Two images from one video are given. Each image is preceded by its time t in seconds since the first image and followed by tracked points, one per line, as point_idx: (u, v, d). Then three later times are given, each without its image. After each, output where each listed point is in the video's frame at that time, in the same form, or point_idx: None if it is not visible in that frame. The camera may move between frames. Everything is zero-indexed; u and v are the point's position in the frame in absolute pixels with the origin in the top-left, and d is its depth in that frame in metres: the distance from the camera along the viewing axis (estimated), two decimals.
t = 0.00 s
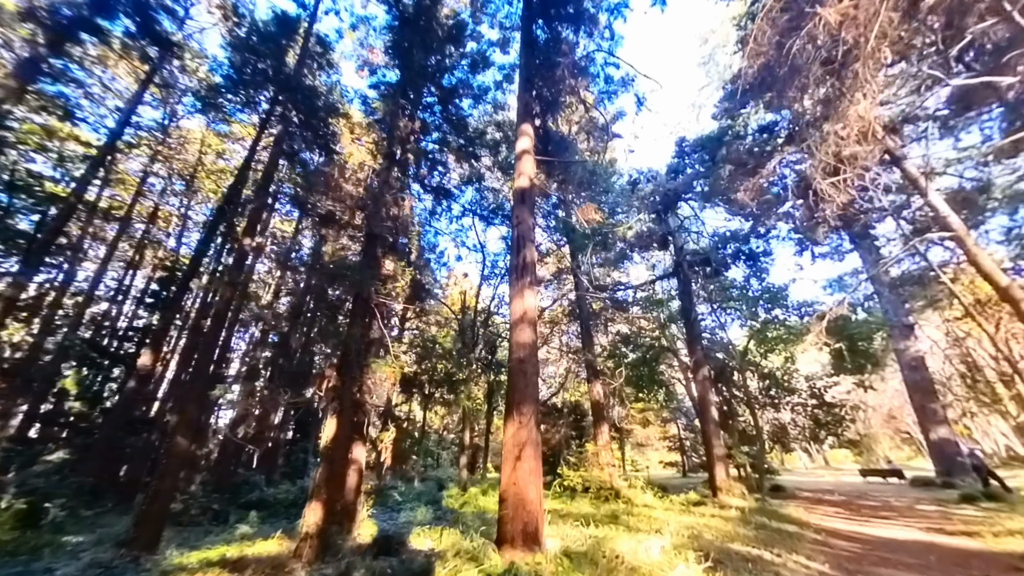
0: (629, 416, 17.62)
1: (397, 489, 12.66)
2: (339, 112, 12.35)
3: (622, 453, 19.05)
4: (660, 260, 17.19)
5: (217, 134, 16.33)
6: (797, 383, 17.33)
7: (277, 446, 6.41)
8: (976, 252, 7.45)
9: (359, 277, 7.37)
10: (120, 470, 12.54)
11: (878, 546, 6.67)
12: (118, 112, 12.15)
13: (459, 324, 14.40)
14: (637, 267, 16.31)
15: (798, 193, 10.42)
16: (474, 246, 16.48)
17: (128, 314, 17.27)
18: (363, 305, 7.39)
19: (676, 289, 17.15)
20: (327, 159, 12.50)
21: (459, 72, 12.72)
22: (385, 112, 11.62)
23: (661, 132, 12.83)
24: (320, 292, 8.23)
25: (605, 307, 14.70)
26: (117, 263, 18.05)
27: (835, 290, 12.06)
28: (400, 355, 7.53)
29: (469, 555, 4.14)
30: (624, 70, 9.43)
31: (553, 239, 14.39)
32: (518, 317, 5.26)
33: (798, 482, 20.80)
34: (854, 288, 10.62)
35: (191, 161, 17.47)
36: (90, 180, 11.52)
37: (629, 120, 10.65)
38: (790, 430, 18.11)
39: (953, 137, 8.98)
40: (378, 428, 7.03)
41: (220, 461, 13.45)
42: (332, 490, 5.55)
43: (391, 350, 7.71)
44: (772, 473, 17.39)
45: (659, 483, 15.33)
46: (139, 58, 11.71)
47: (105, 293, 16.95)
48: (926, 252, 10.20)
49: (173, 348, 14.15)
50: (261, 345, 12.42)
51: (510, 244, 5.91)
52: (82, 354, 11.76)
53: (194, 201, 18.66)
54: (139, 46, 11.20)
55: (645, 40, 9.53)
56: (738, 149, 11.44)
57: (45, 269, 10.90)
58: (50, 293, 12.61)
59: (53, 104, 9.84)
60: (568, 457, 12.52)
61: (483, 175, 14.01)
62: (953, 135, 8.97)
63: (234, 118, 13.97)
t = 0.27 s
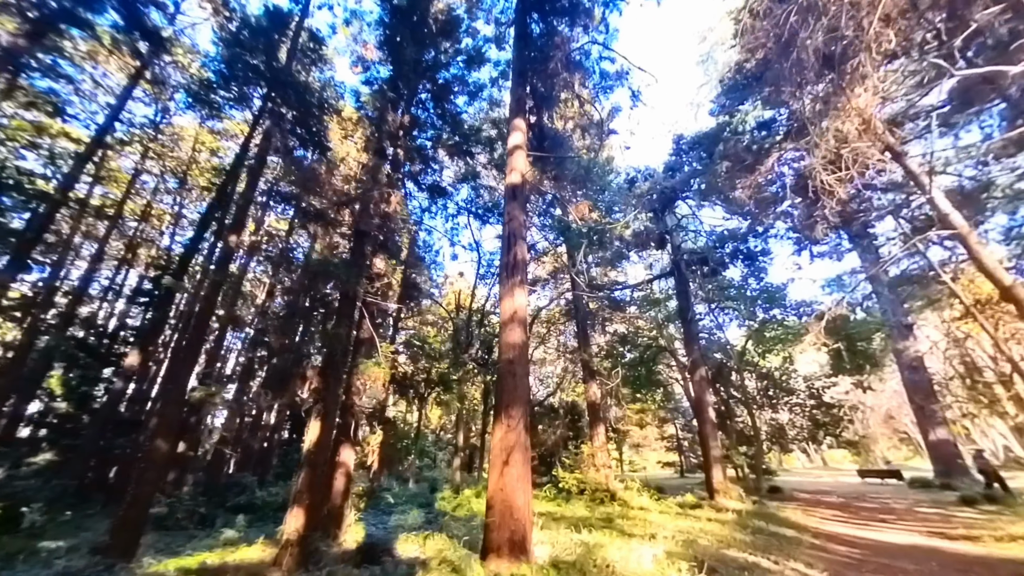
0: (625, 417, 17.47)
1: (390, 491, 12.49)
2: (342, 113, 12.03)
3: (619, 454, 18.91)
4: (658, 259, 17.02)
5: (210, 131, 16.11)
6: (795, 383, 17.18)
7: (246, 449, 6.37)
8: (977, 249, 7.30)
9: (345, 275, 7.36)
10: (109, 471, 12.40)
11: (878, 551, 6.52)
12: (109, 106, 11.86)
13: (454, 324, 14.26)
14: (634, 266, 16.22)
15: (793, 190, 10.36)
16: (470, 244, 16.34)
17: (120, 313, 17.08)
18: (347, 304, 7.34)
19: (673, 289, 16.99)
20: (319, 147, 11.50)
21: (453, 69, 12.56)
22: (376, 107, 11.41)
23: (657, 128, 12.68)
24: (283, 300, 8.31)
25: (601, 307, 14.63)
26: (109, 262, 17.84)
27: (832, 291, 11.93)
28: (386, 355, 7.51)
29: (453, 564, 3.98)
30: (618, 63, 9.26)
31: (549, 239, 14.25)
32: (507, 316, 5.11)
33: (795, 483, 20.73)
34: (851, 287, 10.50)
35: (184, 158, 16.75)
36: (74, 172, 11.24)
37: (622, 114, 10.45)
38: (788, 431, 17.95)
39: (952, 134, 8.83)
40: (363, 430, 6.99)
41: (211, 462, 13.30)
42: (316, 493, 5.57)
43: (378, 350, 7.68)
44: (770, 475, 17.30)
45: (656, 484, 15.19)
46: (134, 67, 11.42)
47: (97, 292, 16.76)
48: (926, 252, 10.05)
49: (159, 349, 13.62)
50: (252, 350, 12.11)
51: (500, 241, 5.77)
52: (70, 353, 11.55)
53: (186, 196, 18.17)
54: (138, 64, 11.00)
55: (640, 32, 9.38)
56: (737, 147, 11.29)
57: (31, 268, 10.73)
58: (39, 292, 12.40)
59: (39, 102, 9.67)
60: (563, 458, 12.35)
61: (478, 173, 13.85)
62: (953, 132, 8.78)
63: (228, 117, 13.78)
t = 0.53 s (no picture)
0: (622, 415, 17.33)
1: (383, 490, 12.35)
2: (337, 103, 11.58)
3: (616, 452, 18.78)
4: (656, 257, 16.89)
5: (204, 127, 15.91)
6: (793, 381, 17.03)
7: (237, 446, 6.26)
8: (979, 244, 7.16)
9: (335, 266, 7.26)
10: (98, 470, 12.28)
11: (878, 551, 6.41)
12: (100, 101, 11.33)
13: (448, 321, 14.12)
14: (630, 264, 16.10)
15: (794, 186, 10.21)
16: (466, 241, 16.19)
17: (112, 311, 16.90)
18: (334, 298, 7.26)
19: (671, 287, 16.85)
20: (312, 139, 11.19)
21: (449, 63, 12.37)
22: (368, 100, 11.21)
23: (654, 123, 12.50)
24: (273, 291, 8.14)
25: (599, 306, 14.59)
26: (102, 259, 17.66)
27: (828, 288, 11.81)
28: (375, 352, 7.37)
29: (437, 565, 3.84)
30: (614, 52, 9.05)
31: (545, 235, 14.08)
32: (497, 310, 4.96)
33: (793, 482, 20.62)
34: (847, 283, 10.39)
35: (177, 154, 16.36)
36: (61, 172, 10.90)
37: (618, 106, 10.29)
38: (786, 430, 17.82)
39: (955, 129, 8.61)
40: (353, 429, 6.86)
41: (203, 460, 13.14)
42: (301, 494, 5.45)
43: (367, 346, 7.53)
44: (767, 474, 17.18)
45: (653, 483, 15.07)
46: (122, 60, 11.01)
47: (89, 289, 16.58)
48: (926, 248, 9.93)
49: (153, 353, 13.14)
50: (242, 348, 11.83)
51: (491, 234, 5.61)
52: (57, 351, 11.18)
53: (179, 195, 17.66)
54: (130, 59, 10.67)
55: (636, 22, 9.19)
56: (735, 142, 11.13)
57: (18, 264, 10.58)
58: (27, 288, 12.20)
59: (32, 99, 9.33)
60: (559, 457, 12.20)
61: (474, 169, 13.71)
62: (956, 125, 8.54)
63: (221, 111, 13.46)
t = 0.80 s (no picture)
0: (619, 414, 17.17)
1: (376, 490, 12.19)
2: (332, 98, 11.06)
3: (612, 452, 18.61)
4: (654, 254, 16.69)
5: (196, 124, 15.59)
6: (793, 380, 16.80)
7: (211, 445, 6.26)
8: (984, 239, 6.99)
9: (318, 260, 7.18)
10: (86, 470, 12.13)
11: (880, 554, 6.27)
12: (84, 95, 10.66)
13: (443, 319, 13.93)
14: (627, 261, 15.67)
15: (795, 181, 10.07)
16: (461, 238, 15.99)
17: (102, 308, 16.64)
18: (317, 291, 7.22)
19: (668, 285, 16.67)
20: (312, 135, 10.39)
21: (443, 57, 12.20)
22: (360, 93, 11.00)
23: (652, 117, 12.31)
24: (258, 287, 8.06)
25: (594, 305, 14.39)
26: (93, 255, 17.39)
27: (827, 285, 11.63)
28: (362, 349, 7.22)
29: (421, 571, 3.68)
30: (611, 41, 8.87)
31: (541, 232, 13.89)
32: (485, 305, 4.79)
33: (791, 482, 20.50)
34: (848, 280, 10.22)
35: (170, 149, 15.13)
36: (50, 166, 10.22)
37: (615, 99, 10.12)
38: (785, 429, 17.62)
39: (955, 123, 8.32)
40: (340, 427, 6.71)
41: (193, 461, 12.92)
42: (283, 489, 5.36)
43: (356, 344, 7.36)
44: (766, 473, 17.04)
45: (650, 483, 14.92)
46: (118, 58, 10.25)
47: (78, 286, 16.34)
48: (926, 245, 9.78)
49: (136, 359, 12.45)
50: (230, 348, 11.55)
51: (481, 226, 5.45)
52: (44, 349, 10.92)
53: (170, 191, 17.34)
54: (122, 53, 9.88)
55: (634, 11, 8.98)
56: (733, 136, 11.02)
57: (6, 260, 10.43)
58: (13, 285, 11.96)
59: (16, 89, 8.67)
60: (554, 457, 12.03)
61: (468, 164, 13.48)
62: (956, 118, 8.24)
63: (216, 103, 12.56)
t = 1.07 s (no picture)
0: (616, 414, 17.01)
1: (367, 492, 12.00)
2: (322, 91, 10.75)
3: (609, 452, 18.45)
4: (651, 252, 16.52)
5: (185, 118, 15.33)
6: (791, 380, 16.53)
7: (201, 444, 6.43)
8: (990, 235, 6.80)
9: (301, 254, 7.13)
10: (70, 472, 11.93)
11: (880, 559, 6.10)
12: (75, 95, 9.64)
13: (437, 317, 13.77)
14: (624, 260, 15.40)
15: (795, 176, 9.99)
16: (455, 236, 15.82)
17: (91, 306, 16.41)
18: (301, 288, 7.10)
19: (665, 283, 16.49)
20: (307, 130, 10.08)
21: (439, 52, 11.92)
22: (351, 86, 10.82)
23: (649, 113, 12.03)
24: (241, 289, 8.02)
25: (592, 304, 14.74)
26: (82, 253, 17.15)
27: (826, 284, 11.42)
28: (349, 348, 7.02)
29: None
30: (604, 31, 8.56)
31: (536, 231, 13.68)
32: (473, 303, 4.61)
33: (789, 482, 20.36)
34: (847, 279, 10.07)
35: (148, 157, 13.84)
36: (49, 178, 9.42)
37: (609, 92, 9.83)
38: (782, 429, 17.47)
39: (952, 120, 8.17)
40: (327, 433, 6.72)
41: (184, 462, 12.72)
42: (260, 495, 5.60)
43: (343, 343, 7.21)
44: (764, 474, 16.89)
45: (647, 484, 14.77)
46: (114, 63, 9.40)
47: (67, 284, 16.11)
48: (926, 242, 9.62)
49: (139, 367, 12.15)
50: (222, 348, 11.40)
51: (470, 220, 5.26)
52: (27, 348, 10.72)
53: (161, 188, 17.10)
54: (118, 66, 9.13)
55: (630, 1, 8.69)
56: (729, 132, 10.85)
57: None
58: None
59: (8, 88, 7.73)
60: (549, 459, 11.83)
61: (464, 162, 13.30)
62: (954, 116, 8.09)
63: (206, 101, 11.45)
